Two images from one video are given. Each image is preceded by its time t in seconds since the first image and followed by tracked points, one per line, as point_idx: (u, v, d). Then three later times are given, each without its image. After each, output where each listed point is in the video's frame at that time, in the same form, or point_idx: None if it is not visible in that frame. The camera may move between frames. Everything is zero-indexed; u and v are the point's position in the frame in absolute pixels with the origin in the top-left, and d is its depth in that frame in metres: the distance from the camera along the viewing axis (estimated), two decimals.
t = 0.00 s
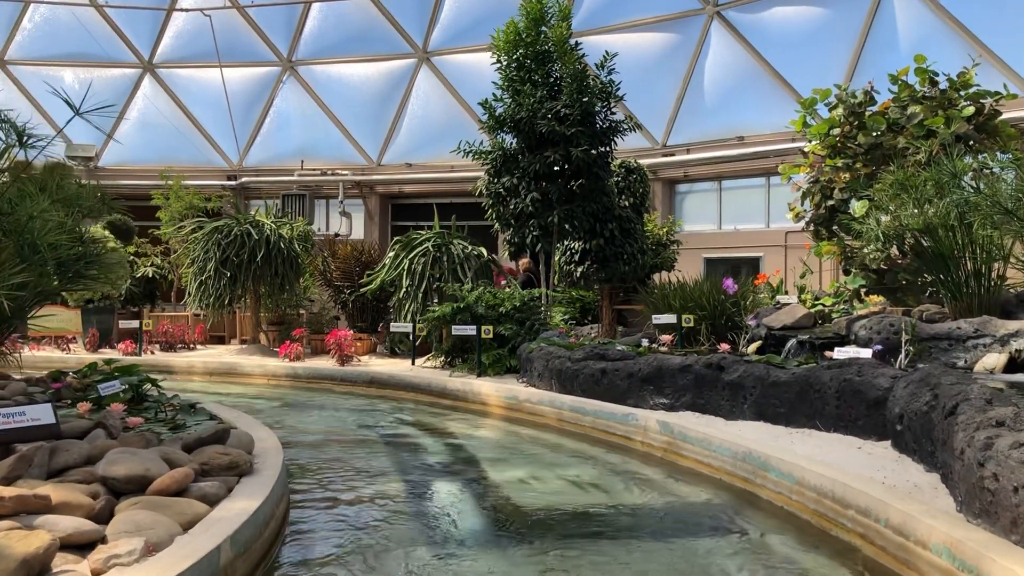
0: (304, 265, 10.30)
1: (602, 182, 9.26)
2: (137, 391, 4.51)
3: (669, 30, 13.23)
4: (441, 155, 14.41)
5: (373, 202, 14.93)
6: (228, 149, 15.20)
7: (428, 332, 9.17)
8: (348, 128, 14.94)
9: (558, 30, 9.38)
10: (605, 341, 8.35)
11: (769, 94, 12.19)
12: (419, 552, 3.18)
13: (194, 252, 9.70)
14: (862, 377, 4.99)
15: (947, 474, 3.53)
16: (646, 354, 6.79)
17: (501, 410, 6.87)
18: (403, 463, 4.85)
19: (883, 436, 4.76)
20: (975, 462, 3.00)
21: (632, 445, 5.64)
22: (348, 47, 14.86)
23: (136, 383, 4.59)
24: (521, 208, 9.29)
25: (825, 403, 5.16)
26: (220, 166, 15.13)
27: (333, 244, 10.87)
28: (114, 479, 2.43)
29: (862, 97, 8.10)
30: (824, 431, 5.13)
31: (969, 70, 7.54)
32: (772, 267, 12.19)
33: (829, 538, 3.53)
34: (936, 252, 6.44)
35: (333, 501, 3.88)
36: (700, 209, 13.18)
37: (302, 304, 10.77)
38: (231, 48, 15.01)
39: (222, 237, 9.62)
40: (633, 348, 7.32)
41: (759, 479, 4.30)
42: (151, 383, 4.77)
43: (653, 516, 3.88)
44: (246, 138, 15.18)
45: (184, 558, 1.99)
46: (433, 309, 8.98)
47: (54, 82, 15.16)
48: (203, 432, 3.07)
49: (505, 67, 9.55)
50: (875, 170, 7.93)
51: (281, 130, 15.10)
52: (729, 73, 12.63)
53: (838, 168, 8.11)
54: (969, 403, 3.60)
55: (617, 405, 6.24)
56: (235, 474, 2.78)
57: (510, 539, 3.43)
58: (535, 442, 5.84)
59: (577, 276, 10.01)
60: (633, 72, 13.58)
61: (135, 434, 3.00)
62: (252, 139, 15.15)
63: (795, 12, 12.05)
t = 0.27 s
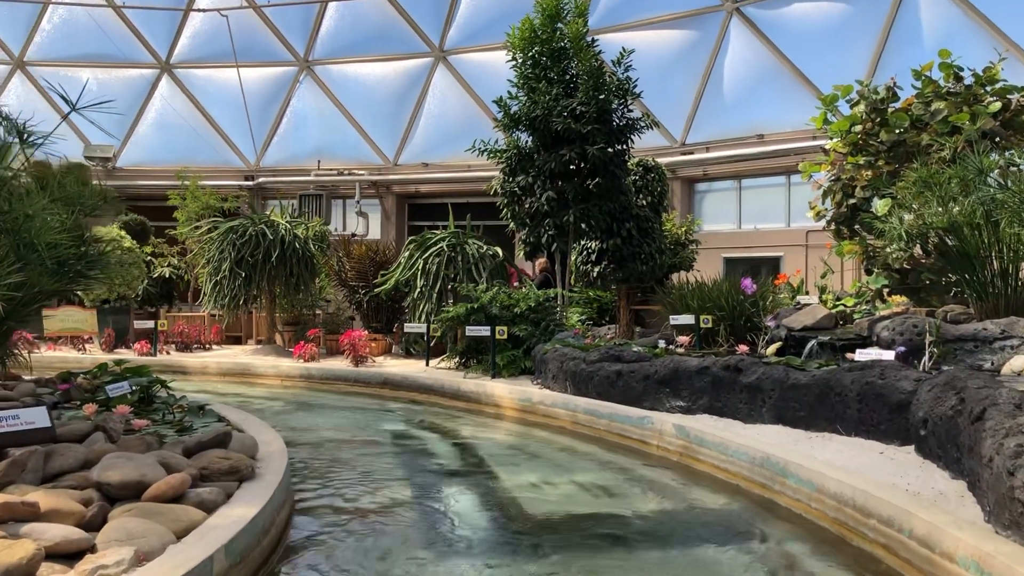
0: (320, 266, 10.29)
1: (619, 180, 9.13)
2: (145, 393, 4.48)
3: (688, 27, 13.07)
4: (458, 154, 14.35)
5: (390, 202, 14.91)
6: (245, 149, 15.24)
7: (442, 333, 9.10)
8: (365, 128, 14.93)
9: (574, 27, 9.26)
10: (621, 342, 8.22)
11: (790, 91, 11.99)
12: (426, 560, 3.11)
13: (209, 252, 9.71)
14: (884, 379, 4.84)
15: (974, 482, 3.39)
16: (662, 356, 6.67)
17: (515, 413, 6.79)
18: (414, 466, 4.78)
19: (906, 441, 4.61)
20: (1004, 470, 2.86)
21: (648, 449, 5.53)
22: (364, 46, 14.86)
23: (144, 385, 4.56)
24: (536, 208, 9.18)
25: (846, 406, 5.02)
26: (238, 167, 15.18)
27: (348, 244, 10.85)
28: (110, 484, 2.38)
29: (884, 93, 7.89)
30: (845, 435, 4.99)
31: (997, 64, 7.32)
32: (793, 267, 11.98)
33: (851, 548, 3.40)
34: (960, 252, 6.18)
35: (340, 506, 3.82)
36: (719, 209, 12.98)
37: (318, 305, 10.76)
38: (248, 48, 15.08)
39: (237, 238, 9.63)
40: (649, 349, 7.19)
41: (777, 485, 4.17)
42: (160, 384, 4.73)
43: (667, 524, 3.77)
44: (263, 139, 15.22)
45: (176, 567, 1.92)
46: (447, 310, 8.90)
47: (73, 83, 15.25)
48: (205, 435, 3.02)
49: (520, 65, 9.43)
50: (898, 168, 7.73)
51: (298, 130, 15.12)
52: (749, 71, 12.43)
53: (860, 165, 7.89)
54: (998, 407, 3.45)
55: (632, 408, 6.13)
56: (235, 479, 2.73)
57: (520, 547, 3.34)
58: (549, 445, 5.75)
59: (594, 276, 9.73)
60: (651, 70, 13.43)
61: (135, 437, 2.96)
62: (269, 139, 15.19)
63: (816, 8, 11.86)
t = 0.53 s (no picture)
0: (336, 266, 10.28)
1: (637, 178, 9.00)
2: (155, 394, 4.46)
3: (708, 23, 12.90)
4: (476, 154, 14.28)
5: (407, 201, 14.88)
6: (264, 149, 15.29)
7: (457, 334, 9.03)
8: (382, 127, 14.91)
9: (591, 23, 9.14)
10: (639, 343, 8.09)
11: (811, 88, 11.77)
12: (432, 570, 3.02)
13: (226, 252, 9.73)
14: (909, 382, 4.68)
15: (1005, 491, 3.24)
16: (680, 358, 6.53)
17: (529, 415, 6.70)
18: (425, 470, 4.71)
19: (932, 446, 4.45)
20: None
21: (664, 453, 5.41)
22: (382, 45, 14.85)
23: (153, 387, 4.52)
24: (552, 207, 9.03)
25: (869, 409, 4.86)
26: (256, 167, 15.22)
27: (364, 244, 10.83)
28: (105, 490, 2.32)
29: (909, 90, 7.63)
30: (868, 439, 4.84)
31: None
32: (815, 267, 11.74)
33: (875, 559, 3.26)
34: (988, 251, 5.93)
35: (346, 512, 3.75)
36: (740, 208, 12.76)
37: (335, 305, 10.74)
38: (265, 47, 15.18)
39: (253, 237, 9.63)
40: (667, 350, 7.06)
41: (798, 492, 4.04)
42: (171, 385, 4.70)
43: (683, 531, 3.65)
44: (282, 138, 15.25)
45: None
46: (463, 310, 8.82)
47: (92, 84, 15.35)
48: (207, 439, 2.96)
49: (536, 62, 9.30)
50: (923, 165, 7.51)
51: (316, 130, 15.14)
52: (771, 67, 12.20)
53: (884, 164, 7.71)
54: None
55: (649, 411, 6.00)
56: (236, 484, 2.66)
57: (529, 556, 3.25)
58: (563, 448, 5.65)
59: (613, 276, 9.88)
60: (670, 67, 13.25)
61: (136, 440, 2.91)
62: (287, 139, 15.23)
63: (838, 3, 11.65)
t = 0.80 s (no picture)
0: (352, 265, 10.26)
1: (655, 176, 8.85)
2: (163, 395, 4.44)
3: (729, 19, 12.70)
4: (494, 153, 14.20)
5: (425, 201, 14.87)
6: (282, 149, 15.34)
7: (472, 334, 8.96)
8: (400, 127, 14.88)
9: (609, 18, 9.00)
10: (658, 344, 7.95)
11: (834, 85, 11.55)
12: None
13: (242, 252, 9.75)
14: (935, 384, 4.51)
15: None
16: (699, 359, 6.39)
17: (544, 417, 6.60)
18: (436, 473, 4.63)
19: (960, 452, 4.29)
20: None
21: (681, 457, 5.28)
22: (400, 44, 14.83)
23: (162, 388, 4.49)
24: (569, 205, 8.92)
25: (894, 413, 4.70)
26: (274, 167, 15.26)
27: (380, 243, 10.78)
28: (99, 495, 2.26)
29: (935, 85, 7.38)
30: (893, 444, 4.68)
31: None
32: (838, 266, 11.52)
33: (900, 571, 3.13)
34: (1017, 253, 5.67)
35: (354, 517, 3.68)
36: (762, 206, 12.54)
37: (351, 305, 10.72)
38: (284, 47, 15.18)
39: (269, 237, 9.63)
40: (685, 351, 6.93)
41: (819, 500, 3.90)
42: (181, 387, 4.67)
43: (699, 540, 3.54)
44: (300, 138, 15.28)
45: None
46: (478, 310, 8.74)
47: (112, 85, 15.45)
48: (209, 442, 2.89)
49: (553, 59, 9.17)
50: (949, 162, 7.27)
51: (334, 129, 15.16)
52: (794, 64, 11.98)
53: (909, 161, 7.52)
54: None
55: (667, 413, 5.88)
56: (236, 490, 2.59)
57: (539, 564, 3.15)
58: (578, 451, 5.55)
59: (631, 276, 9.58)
60: (689, 65, 13.07)
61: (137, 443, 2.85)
62: (305, 139, 15.26)
63: None
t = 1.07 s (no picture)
0: (367, 265, 10.22)
1: (674, 174, 8.70)
2: (172, 396, 4.41)
3: (749, 16, 12.52)
4: (511, 152, 14.09)
5: (442, 201, 14.82)
6: (299, 149, 15.36)
7: (487, 335, 8.87)
8: (417, 126, 14.84)
9: (626, 14, 8.86)
10: (675, 345, 7.80)
11: (856, 81, 11.30)
12: None
13: (258, 251, 9.75)
14: (961, 386, 4.35)
15: None
16: (717, 361, 6.25)
17: (559, 419, 6.50)
18: (446, 477, 4.55)
19: (988, 457, 4.13)
20: None
21: (698, 461, 5.16)
22: (416, 42, 14.79)
23: (171, 389, 4.46)
24: (585, 203, 8.79)
25: (918, 416, 4.54)
26: (291, 167, 15.29)
27: (395, 243, 10.73)
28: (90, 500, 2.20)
29: (961, 79, 7.19)
30: (917, 449, 4.52)
31: None
32: (861, 265, 11.26)
33: None
34: None
35: (360, 522, 3.61)
36: (783, 205, 12.31)
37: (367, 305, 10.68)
38: (301, 47, 15.23)
39: (284, 237, 9.62)
40: (703, 353, 6.78)
41: (840, 507, 3.76)
42: (190, 388, 4.64)
43: (714, 548, 3.43)
44: (317, 138, 15.30)
45: None
46: (493, 311, 8.65)
47: (130, 85, 15.55)
48: (209, 445, 2.83)
49: (569, 56, 9.03)
50: (976, 159, 7.02)
51: (352, 129, 15.15)
52: (815, 60, 11.76)
53: (933, 157, 7.30)
54: None
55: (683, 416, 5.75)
56: (234, 495, 2.51)
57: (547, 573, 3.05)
58: (592, 454, 5.44)
59: (649, 276, 9.50)
60: (709, 61, 12.89)
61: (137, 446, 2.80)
62: (323, 139, 15.28)
63: None
